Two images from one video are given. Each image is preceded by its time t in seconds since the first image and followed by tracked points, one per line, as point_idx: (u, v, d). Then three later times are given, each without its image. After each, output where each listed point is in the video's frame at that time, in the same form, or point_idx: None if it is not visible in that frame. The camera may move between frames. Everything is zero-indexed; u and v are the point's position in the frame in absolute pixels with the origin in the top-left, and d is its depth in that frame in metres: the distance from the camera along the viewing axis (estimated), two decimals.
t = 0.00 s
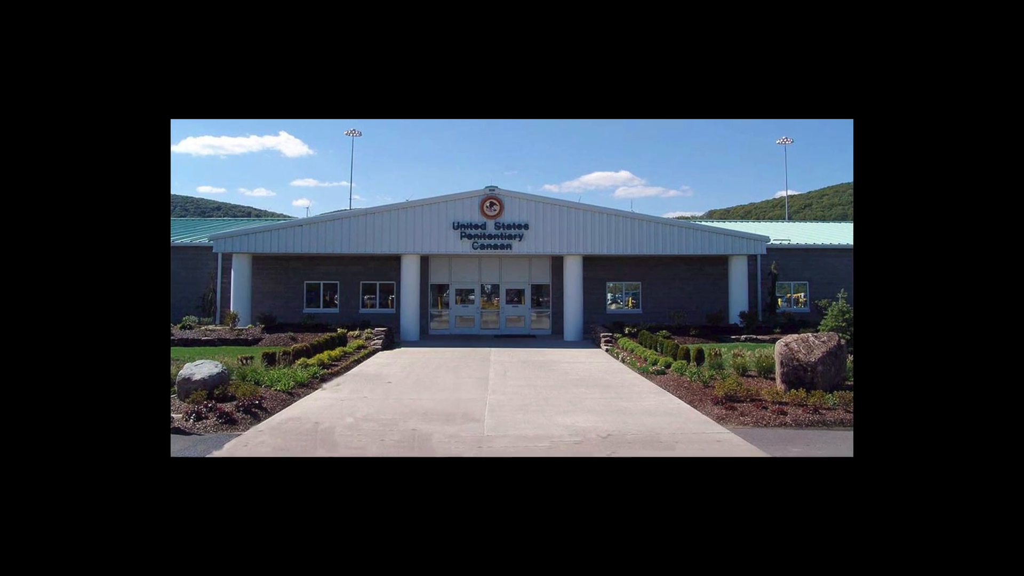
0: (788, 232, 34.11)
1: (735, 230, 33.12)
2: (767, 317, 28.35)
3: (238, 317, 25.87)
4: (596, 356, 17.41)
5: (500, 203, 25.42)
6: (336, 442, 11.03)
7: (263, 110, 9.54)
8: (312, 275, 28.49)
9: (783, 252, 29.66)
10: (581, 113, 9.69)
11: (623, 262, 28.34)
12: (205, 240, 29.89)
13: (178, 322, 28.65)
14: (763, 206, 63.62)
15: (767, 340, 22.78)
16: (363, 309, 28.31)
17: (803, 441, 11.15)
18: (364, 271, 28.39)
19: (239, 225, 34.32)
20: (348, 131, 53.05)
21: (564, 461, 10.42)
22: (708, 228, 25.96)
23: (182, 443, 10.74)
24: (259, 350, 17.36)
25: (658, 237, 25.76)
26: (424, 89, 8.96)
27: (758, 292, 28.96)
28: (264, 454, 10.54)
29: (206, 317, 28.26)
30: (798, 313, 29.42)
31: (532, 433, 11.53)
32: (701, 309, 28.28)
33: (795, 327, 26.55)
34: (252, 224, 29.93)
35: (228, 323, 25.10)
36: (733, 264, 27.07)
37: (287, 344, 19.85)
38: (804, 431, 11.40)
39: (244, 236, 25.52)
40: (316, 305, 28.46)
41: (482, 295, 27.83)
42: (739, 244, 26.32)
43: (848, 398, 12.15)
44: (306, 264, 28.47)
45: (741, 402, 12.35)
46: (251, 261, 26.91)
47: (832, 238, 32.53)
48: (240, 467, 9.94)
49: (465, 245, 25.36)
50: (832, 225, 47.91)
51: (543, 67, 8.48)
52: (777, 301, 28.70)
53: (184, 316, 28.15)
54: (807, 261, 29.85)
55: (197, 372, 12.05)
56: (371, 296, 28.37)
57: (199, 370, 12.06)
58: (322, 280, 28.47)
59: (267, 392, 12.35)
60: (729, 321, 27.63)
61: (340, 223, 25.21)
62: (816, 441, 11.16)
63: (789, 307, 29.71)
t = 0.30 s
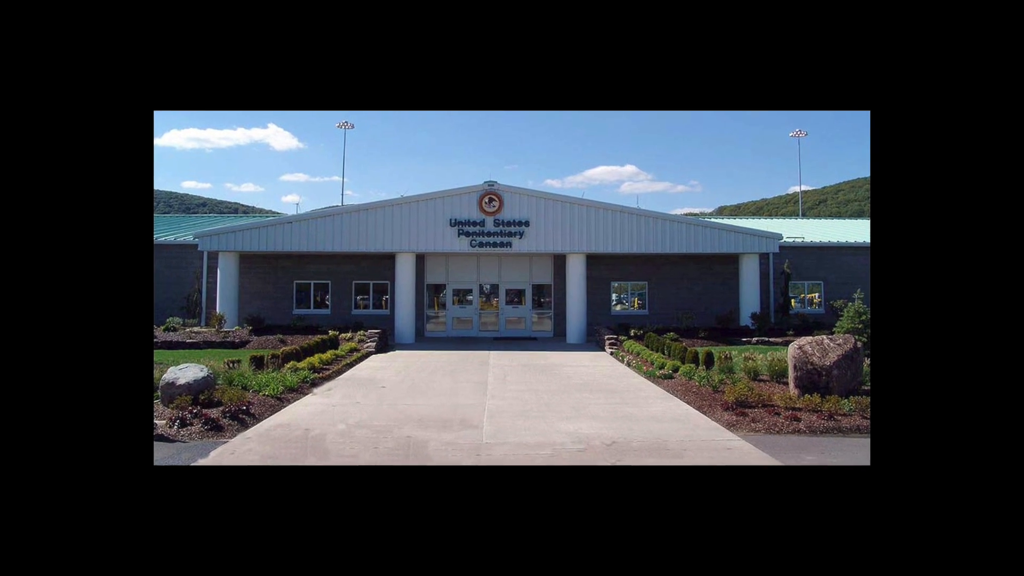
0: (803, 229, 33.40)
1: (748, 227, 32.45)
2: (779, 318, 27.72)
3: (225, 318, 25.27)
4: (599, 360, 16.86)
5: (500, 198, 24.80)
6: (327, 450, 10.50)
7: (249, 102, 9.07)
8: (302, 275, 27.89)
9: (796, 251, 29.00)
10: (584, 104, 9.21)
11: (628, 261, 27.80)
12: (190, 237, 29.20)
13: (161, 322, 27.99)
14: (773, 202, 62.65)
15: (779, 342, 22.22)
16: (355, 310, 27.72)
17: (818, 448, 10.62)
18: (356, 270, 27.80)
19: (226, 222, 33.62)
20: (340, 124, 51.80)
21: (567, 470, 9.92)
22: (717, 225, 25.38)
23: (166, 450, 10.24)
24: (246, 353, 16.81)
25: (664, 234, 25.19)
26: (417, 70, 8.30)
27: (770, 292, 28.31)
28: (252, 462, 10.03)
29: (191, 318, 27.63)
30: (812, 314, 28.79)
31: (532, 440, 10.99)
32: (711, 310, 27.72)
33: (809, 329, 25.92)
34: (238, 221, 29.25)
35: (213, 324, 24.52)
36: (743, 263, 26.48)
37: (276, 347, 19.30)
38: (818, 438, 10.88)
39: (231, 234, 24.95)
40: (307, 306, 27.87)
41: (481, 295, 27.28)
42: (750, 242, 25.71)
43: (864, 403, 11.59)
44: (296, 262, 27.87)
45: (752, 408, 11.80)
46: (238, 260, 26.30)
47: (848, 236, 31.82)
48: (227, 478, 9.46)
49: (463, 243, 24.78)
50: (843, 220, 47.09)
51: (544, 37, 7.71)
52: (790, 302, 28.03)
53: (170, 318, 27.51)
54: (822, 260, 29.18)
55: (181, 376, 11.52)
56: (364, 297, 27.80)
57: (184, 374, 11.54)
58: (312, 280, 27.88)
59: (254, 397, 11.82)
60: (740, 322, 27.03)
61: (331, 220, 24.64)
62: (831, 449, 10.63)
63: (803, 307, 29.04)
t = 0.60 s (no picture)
0: (816, 225, 32.72)
1: (759, 223, 31.80)
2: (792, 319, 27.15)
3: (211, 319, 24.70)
4: (603, 363, 16.34)
5: (499, 194, 24.20)
6: (318, 457, 10.02)
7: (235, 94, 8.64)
8: (292, 275, 27.35)
9: (810, 249, 28.35)
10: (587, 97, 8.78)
11: (634, 261, 27.27)
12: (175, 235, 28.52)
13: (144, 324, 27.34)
14: (784, 198, 61.65)
15: (792, 345, 21.70)
16: (348, 311, 27.19)
17: (832, 456, 10.14)
18: (348, 270, 27.24)
19: (215, 219, 32.99)
20: (332, 116, 50.87)
21: (571, 480, 9.47)
22: (728, 222, 24.79)
23: (149, 458, 9.76)
24: (233, 356, 16.28)
25: (671, 231, 24.62)
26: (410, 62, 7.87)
27: (783, 293, 27.69)
28: (240, 471, 9.56)
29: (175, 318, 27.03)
30: (826, 316, 28.21)
31: (534, 447, 10.49)
32: (720, 312, 27.21)
33: (823, 331, 25.36)
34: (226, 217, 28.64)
35: (199, 326, 23.98)
36: (755, 262, 25.88)
37: (265, 350, 18.81)
38: (833, 444, 10.40)
39: (217, 231, 24.39)
40: (297, 306, 27.35)
41: (480, 295, 26.76)
42: (762, 239, 25.16)
43: (881, 409, 11.09)
44: (286, 262, 27.31)
45: (764, 414, 11.30)
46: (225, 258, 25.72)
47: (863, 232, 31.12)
48: (214, 490, 9.02)
49: (462, 240, 24.18)
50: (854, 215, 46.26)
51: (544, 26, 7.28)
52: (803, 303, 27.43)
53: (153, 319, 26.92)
54: (837, 258, 28.54)
55: (166, 379, 11.03)
56: (358, 297, 27.29)
57: (169, 378, 11.05)
58: (303, 280, 27.36)
59: (242, 402, 11.33)
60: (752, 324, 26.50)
61: (322, 216, 24.07)
62: (846, 457, 10.15)
63: (817, 308, 28.43)
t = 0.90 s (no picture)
0: (830, 222, 32.06)
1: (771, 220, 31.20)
2: (804, 320, 26.61)
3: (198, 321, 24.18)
4: (607, 367, 15.87)
5: (497, 189, 23.67)
6: (309, 465, 9.58)
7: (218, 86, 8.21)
8: (282, 274, 26.82)
9: (824, 248, 27.73)
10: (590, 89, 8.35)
11: (639, 260, 26.78)
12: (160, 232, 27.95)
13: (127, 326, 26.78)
14: (795, 194, 60.77)
15: (803, 347, 21.19)
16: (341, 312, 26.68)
17: (847, 464, 9.69)
18: (340, 269, 26.75)
19: (203, 215, 32.41)
20: (325, 108, 50.25)
21: (574, 489, 9.04)
22: (738, 219, 24.25)
23: (132, 466, 9.33)
24: (219, 359, 15.82)
25: (678, 228, 24.10)
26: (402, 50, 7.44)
27: (796, 293, 27.08)
28: (227, 480, 9.12)
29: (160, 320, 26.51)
30: (840, 317, 27.62)
31: (534, 454, 10.04)
32: (730, 313, 26.70)
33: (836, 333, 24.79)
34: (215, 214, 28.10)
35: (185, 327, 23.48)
36: (766, 261, 25.33)
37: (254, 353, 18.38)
38: (848, 452, 9.95)
39: (204, 228, 23.89)
40: (287, 307, 26.82)
41: (478, 296, 26.24)
42: (773, 237, 24.66)
43: (898, 414, 10.63)
44: (276, 261, 26.80)
45: (775, 419, 10.83)
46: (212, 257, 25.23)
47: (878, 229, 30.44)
48: (200, 500, 8.59)
49: (459, 237, 23.67)
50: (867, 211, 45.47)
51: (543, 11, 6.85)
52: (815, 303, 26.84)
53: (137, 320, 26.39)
54: (851, 257, 27.93)
55: (150, 384, 10.60)
56: (350, 297, 26.79)
57: (153, 382, 10.63)
58: (293, 280, 26.84)
59: (230, 407, 10.89)
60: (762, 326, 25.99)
61: (314, 214, 23.56)
62: (861, 465, 9.70)
63: (831, 309, 27.82)
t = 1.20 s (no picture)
0: (843, 220, 31.45)
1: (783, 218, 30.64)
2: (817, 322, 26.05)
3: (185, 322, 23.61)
4: (610, 370, 15.42)
5: (497, 184, 23.12)
6: (300, 473, 9.15)
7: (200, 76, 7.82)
8: (272, 273, 26.28)
9: (836, 246, 27.20)
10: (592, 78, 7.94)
11: (645, 259, 26.22)
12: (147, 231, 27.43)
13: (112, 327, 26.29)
14: (807, 189, 59.60)
15: (816, 349, 20.69)
16: (333, 313, 26.13)
17: (861, 472, 9.27)
18: (333, 269, 26.20)
19: (190, 213, 31.77)
20: (317, 101, 49.71)
21: (577, 498, 8.62)
22: (748, 216, 23.68)
23: (115, 473, 8.92)
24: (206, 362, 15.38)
25: (685, 226, 23.55)
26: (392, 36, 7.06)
27: (808, 293, 26.56)
28: (214, 488, 8.71)
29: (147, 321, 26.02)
30: (854, 318, 26.99)
31: (535, 461, 9.62)
32: (739, 314, 26.13)
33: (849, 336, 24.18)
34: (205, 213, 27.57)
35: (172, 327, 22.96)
36: (777, 260, 24.81)
37: (243, 355, 17.94)
38: (863, 459, 9.53)
39: (190, 226, 23.25)
40: (277, 308, 26.26)
41: (477, 296, 25.72)
42: (783, 235, 24.13)
43: (913, 420, 10.20)
44: (267, 259, 26.27)
45: (786, 425, 10.41)
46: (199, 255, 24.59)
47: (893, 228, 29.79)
48: (183, 511, 8.16)
49: (457, 236, 23.11)
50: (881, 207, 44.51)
51: None
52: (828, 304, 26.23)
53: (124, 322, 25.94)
54: (866, 256, 27.41)
55: (135, 388, 10.19)
56: (343, 298, 26.26)
57: (138, 386, 10.22)
58: (282, 279, 26.31)
59: (218, 413, 10.47)
60: (772, 329, 25.46)
61: (307, 210, 23.01)
62: (876, 473, 9.28)
63: (845, 310, 27.18)
